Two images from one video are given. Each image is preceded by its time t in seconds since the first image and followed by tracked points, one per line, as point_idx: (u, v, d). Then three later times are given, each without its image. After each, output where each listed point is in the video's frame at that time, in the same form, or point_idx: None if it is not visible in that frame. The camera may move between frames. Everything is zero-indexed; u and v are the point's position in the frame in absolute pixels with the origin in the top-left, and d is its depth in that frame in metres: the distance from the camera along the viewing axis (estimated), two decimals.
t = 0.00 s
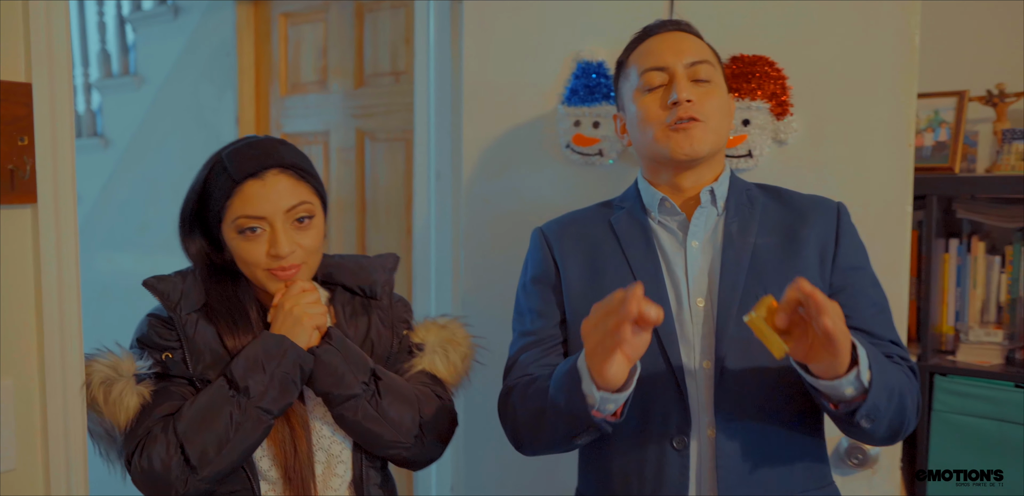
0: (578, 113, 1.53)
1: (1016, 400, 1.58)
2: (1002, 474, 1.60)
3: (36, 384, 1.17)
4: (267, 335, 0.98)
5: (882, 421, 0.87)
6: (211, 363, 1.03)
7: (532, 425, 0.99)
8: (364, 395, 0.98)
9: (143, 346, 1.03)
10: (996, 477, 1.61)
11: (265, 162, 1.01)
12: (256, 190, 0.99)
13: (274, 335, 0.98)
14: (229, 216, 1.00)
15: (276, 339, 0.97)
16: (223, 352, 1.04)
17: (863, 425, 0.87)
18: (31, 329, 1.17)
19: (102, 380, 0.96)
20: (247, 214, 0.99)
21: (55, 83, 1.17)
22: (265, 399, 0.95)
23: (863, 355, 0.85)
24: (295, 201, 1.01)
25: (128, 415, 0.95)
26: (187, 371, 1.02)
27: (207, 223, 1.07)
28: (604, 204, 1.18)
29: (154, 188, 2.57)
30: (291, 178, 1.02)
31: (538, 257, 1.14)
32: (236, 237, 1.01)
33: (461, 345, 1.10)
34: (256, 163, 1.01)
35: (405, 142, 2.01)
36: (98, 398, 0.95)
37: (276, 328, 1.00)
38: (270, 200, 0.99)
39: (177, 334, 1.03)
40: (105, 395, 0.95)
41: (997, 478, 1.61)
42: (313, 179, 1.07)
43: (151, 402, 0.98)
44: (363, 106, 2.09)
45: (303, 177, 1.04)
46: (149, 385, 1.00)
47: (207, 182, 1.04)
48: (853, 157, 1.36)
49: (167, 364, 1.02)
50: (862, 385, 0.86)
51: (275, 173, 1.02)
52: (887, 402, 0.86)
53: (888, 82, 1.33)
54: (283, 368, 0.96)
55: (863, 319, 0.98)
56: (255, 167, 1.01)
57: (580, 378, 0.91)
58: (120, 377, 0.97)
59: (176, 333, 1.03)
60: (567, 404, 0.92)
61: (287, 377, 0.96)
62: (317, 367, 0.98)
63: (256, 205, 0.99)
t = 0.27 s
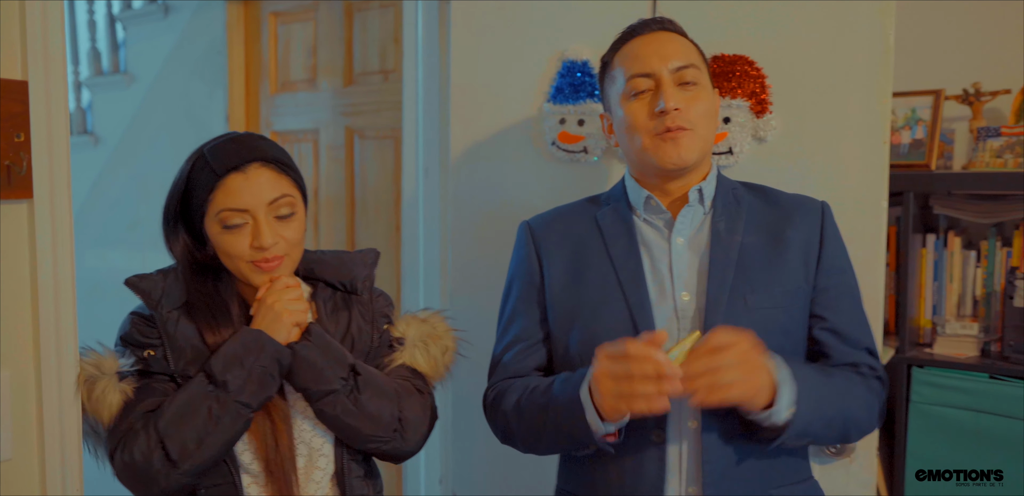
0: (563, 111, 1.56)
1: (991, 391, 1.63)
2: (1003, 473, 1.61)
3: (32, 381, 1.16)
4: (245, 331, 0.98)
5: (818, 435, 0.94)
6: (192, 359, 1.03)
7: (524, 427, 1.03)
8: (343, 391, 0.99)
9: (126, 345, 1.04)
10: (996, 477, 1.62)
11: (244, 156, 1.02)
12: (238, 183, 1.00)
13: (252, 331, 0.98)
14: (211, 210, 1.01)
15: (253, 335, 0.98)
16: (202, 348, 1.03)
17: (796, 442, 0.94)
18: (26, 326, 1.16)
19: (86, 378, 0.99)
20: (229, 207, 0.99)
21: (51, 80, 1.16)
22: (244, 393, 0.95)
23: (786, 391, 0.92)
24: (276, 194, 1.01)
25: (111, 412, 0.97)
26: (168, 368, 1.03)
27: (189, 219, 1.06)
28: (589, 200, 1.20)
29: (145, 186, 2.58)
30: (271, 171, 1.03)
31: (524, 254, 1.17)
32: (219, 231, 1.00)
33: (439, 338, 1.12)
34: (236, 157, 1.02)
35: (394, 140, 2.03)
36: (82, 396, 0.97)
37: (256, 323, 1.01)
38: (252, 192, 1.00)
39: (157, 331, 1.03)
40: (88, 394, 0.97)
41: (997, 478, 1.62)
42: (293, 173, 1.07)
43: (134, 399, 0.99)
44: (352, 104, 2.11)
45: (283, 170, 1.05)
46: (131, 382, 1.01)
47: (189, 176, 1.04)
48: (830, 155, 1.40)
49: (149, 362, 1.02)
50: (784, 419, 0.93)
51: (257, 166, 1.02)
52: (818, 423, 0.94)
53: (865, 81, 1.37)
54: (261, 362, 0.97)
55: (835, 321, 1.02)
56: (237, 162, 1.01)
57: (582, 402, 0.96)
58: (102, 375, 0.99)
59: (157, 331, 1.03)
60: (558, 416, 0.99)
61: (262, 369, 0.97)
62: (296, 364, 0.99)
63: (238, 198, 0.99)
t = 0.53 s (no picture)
0: (546, 110, 1.59)
1: (964, 384, 1.67)
2: (1002, 474, 1.63)
3: (23, 374, 1.18)
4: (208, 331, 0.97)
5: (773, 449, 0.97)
6: (162, 357, 1.02)
7: (497, 427, 1.06)
8: (313, 389, 0.96)
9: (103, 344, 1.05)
10: (995, 476, 1.63)
11: (212, 143, 1.03)
12: (207, 169, 1.01)
13: (212, 329, 0.97)
14: (184, 197, 1.01)
15: (217, 335, 0.96)
16: (172, 347, 1.02)
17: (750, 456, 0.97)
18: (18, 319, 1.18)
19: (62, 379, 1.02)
20: (202, 193, 1.00)
21: (42, 78, 1.18)
22: (207, 392, 0.94)
23: (734, 422, 0.95)
24: (245, 177, 1.02)
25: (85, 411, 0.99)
26: (139, 367, 1.02)
27: (162, 212, 1.06)
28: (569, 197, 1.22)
29: (130, 184, 2.59)
30: (241, 155, 1.04)
31: (503, 252, 1.19)
32: (192, 218, 1.01)
33: (422, 332, 1.10)
34: (207, 143, 1.03)
35: (379, 139, 2.06)
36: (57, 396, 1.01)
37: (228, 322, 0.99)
38: (223, 178, 1.01)
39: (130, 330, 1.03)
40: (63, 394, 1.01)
41: (996, 478, 1.63)
42: (263, 159, 1.08)
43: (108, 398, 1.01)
44: (339, 103, 2.14)
45: (253, 156, 1.06)
46: (105, 381, 1.03)
47: (161, 170, 1.05)
48: (806, 154, 1.44)
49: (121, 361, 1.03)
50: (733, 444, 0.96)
51: (225, 151, 1.03)
52: (771, 443, 0.96)
53: (840, 81, 1.41)
54: (225, 362, 0.95)
55: (805, 322, 1.04)
56: (206, 147, 1.02)
57: (559, 420, 0.99)
58: (78, 375, 1.02)
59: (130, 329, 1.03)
60: (530, 425, 1.02)
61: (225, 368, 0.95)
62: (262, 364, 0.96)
63: (209, 184, 1.00)
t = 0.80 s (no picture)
0: (544, 108, 1.61)
1: (956, 378, 1.70)
2: (1003, 473, 1.64)
3: (32, 362, 1.23)
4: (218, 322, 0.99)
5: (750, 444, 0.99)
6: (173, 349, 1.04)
7: (488, 419, 1.10)
8: (321, 385, 0.98)
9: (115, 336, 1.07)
10: (996, 476, 1.65)
11: (215, 137, 1.05)
12: (207, 164, 1.04)
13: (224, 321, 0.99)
14: (188, 192, 1.04)
15: (229, 327, 0.98)
16: (182, 340, 1.05)
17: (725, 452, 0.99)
18: (27, 309, 1.22)
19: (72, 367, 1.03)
20: (204, 187, 1.03)
21: (50, 75, 1.22)
22: (218, 383, 0.96)
23: (708, 424, 0.97)
24: (246, 170, 1.05)
25: (95, 401, 1.00)
26: (150, 358, 1.04)
27: (169, 207, 1.10)
28: (558, 192, 1.24)
29: (132, 182, 2.61)
30: (241, 149, 1.06)
31: (493, 249, 1.22)
32: (197, 213, 1.03)
33: (430, 331, 1.12)
34: (209, 138, 1.05)
35: (378, 137, 2.08)
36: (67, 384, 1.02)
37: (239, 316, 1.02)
38: (224, 172, 1.03)
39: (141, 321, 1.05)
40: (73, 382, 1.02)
41: (997, 478, 1.65)
42: (265, 153, 1.10)
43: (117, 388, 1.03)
44: (338, 101, 2.16)
45: (255, 150, 1.08)
46: (116, 372, 1.04)
47: (165, 167, 1.08)
48: (798, 151, 1.46)
49: (132, 351, 1.04)
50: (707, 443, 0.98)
51: (224, 146, 1.06)
52: (747, 439, 0.98)
53: (832, 79, 1.43)
54: (235, 354, 0.97)
55: (784, 317, 1.05)
56: (208, 142, 1.05)
57: (541, 422, 1.02)
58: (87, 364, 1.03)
59: (141, 321, 1.06)
60: (515, 421, 1.06)
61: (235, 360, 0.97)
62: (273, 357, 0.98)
63: (210, 177, 1.03)
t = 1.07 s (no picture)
0: (543, 107, 1.64)
1: (947, 374, 1.73)
2: (1002, 473, 1.67)
3: (40, 354, 1.28)
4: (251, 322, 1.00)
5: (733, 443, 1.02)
6: (193, 345, 1.06)
7: (481, 414, 1.14)
8: (352, 386, 1.01)
9: (128, 329, 1.07)
10: (996, 476, 1.68)
11: (240, 136, 1.08)
12: (234, 162, 1.06)
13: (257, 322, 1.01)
14: (211, 191, 1.07)
15: (263, 328, 1.00)
16: (202, 337, 1.07)
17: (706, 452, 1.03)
18: (35, 302, 1.27)
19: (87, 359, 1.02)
20: (227, 186, 1.06)
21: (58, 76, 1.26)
22: (249, 383, 0.97)
23: (691, 430, 1.00)
24: (271, 172, 1.08)
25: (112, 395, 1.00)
26: (169, 353, 1.05)
27: (189, 202, 1.11)
28: (549, 190, 1.27)
29: (132, 180, 2.63)
30: (266, 149, 1.09)
31: (485, 248, 1.25)
32: (219, 211, 1.06)
33: (444, 335, 1.16)
34: (234, 138, 1.08)
35: (378, 136, 2.10)
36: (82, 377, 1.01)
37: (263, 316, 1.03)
38: (249, 172, 1.06)
39: (161, 316, 1.06)
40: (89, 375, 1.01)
41: (997, 478, 1.68)
42: (288, 153, 1.13)
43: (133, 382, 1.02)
44: (338, 101, 2.19)
45: (279, 152, 1.11)
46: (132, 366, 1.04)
47: (187, 162, 1.10)
48: (790, 150, 1.50)
49: (150, 345, 1.05)
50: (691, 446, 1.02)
51: (250, 145, 1.09)
52: (729, 439, 1.01)
53: (825, 79, 1.46)
54: (266, 355, 0.99)
55: (767, 313, 1.08)
56: (233, 141, 1.08)
57: (529, 427, 1.06)
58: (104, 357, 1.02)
59: (160, 316, 1.06)
60: (505, 421, 1.09)
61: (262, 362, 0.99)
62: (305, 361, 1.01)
63: (235, 177, 1.06)
